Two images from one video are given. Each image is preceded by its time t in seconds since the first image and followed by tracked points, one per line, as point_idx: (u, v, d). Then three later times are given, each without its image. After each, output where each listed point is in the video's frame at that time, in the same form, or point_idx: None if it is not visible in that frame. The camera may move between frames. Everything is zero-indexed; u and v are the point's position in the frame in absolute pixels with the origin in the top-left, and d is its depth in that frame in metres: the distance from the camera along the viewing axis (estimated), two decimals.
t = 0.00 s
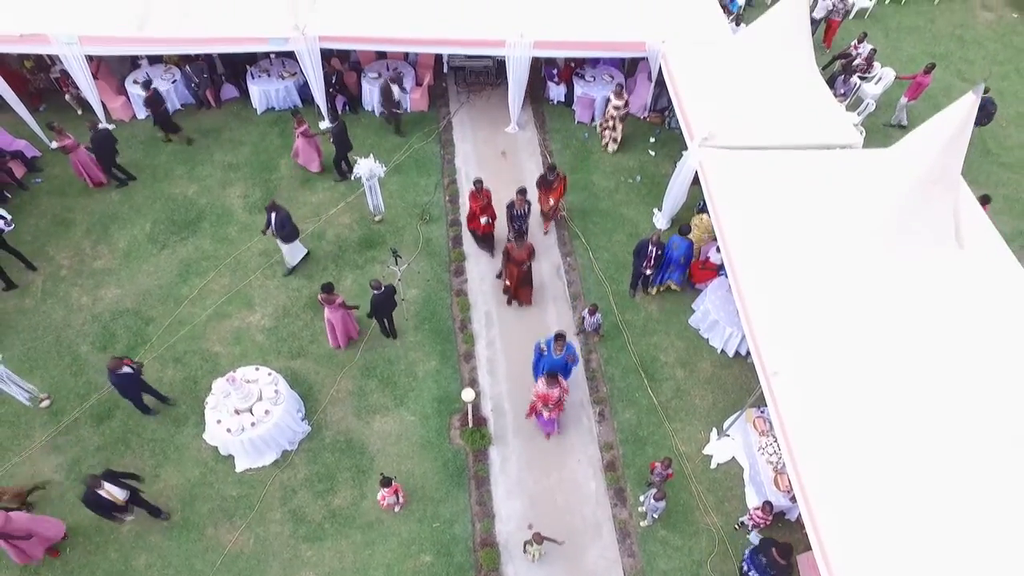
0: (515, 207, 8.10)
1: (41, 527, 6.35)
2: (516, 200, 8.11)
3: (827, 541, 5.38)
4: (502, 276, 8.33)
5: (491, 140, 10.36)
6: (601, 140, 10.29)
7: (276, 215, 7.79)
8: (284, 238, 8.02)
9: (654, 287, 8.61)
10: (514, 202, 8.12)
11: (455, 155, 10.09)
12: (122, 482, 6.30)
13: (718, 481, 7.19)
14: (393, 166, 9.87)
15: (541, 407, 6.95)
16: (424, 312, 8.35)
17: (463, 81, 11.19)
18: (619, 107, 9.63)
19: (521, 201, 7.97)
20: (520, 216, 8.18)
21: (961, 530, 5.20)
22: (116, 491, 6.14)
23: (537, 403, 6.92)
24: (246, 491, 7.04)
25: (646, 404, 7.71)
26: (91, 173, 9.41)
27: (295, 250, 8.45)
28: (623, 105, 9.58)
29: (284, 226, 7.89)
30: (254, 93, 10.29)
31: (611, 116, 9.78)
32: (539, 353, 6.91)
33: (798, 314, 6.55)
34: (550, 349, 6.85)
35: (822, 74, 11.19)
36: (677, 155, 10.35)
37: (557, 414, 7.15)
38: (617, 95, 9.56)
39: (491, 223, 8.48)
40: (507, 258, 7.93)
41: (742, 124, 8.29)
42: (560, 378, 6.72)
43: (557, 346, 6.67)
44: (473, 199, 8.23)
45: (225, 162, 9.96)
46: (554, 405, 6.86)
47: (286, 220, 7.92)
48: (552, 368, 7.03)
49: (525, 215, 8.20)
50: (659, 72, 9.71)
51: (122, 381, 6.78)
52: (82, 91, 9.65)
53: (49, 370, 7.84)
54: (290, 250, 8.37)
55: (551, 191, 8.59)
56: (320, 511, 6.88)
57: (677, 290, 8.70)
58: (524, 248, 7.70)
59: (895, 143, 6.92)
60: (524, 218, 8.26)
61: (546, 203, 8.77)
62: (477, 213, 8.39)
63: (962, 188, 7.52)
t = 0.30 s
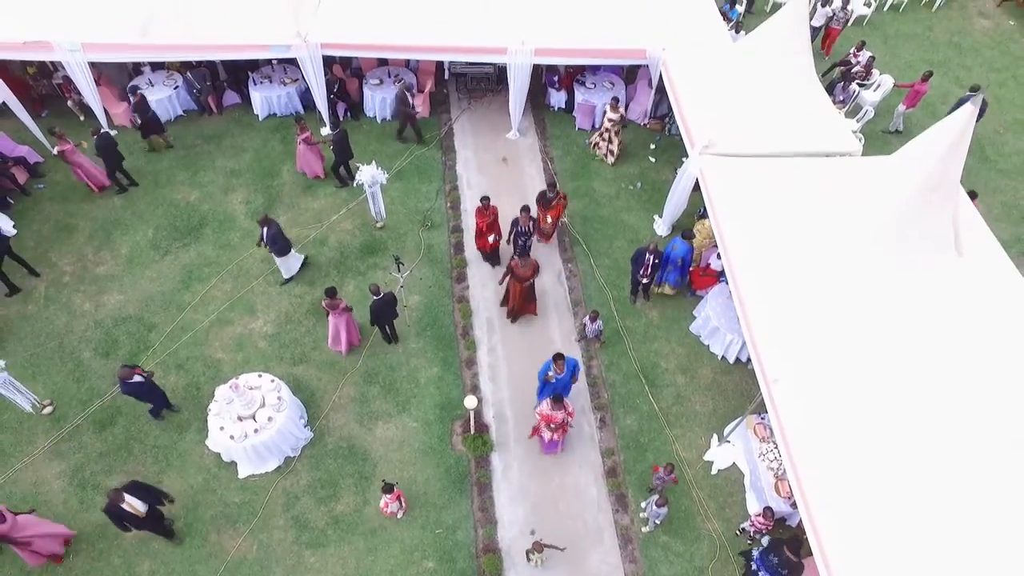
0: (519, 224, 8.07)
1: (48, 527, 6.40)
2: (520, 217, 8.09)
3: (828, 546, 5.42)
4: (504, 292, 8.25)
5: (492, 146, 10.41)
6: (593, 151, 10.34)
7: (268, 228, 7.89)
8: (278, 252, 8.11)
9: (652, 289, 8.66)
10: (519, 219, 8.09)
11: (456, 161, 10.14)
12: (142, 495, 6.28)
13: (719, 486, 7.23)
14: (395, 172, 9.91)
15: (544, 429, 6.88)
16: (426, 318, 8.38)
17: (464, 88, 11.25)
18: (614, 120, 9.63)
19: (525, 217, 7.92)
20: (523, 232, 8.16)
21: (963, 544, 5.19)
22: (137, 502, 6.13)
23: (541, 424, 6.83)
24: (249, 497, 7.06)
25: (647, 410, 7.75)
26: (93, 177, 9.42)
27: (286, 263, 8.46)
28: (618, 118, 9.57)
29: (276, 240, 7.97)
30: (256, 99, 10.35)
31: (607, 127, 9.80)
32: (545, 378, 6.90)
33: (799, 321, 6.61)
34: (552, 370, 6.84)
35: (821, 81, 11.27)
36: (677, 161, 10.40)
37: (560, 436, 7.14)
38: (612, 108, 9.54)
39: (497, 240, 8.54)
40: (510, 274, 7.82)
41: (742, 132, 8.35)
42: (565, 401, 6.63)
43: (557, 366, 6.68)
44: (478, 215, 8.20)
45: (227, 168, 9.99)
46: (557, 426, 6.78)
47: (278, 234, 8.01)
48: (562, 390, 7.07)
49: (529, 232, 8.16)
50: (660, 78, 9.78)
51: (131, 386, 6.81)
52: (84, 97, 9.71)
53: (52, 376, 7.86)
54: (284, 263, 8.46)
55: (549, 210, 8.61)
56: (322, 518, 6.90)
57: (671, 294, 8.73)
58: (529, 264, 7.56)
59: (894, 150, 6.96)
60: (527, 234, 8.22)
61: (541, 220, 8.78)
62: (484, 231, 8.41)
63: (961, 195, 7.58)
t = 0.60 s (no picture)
0: (518, 240, 7.95)
1: (48, 530, 6.41)
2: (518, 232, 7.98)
3: (824, 550, 5.45)
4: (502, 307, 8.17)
5: (491, 150, 10.45)
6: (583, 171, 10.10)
7: (257, 237, 7.65)
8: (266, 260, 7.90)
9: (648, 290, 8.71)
10: (517, 234, 7.98)
11: (455, 165, 10.17)
12: (156, 509, 6.20)
13: (716, 490, 7.26)
14: (394, 176, 9.95)
15: (547, 450, 6.79)
16: (425, 322, 8.40)
17: (463, 92, 11.30)
18: (604, 133, 9.48)
19: (523, 232, 7.82)
20: (522, 248, 8.00)
21: (960, 548, 5.22)
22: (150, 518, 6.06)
23: (543, 446, 6.76)
24: (248, 501, 7.08)
25: (645, 414, 7.78)
26: (87, 179, 9.50)
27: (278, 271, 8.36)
28: (609, 131, 9.44)
29: (263, 249, 7.76)
30: (255, 103, 10.39)
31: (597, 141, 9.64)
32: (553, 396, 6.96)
33: (796, 326, 6.65)
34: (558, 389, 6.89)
35: (819, 86, 11.31)
36: (676, 165, 10.45)
37: (562, 456, 6.98)
38: (602, 122, 9.40)
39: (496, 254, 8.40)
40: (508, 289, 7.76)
41: (740, 137, 8.38)
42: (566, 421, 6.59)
43: (562, 384, 6.72)
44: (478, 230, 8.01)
45: (226, 172, 10.02)
46: (561, 448, 6.70)
47: (266, 243, 7.78)
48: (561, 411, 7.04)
49: (527, 248, 8.02)
50: (658, 83, 9.82)
51: (131, 388, 6.84)
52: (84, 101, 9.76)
53: (51, 379, 7.87)
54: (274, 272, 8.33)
55: (546, 227, 8.33)
56: (321, 521, 6.92)
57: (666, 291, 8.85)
58: (526, 280, 7.50)
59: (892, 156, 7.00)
60: (526, 250, 8.05)
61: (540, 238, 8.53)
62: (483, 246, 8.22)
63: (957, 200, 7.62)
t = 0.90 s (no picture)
0: (525, 252, 7.76)
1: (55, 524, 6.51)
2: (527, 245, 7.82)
3: (828, 556, 5.43)
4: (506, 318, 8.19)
5: (499, 153, 10.50)
6: (586, 182, 10.01)
7: (250, 241, 7.79)
8: (262, 261, 8.03)
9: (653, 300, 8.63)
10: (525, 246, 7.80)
11: (463, 167, 10.22)
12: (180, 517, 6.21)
13: (719, 495, 7.27)
14: (402, 177, 10.01)
15: (557, 468, 6.85)
16: (430, 323, 8.44)
17: (471, 94, 11.37)
18: (604, 144, 9.35)
19: (530, 245, 7.64)
20: (530, 261, 7.86)
21: (965, 556, 5.19)
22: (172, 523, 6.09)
23: (553, 463, 6.83)
24: (252, 497, 7.12)
25: (649, 417, 7.80)
26: (93, 179, 9.60)
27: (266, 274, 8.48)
28: (609, 141, 9.29)
29: (256, 252, 7.89)
30: (264, 102, 10.47)
31: (596, 152, 9.51)
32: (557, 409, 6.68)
33: (801, 332, 6.68)
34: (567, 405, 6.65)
35: (826, 93, 11.33)
36: (682, 170, 10.47)
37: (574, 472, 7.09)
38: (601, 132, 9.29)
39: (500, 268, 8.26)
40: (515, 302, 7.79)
41: (748, 142, 8.41)
42: (574, 438, 6.61)
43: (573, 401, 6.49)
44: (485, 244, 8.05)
45: (235, 170, 10.09)
46: (571, 465, 6.76)
47: (260, 245, 7.93)
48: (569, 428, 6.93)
49: (535, 261, 7.88)
50: (665, 88, 9.86)
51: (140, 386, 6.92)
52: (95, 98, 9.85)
53: (59, 373, 7.93)
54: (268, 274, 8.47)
55: (553, 241, 8.14)
56: (325, 518, 6.96)
57: (675, 292, 8.94)
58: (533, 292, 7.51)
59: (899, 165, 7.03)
60: (534, 263, 7.93)
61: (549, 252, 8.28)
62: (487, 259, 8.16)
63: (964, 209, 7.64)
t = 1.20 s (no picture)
0: (548, 265, 7.71)
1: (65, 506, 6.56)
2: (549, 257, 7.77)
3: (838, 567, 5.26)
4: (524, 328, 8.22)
5: (521, 154, 10.55)
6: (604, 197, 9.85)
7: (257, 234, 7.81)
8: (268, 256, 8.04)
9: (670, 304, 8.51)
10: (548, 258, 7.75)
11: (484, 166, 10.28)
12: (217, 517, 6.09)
13: (730, 503, 7.23)
14: (423, 174, 10.08)
15: (573, 486, 6.71)
16: (447, 319, 8.49)
17: (495, 95, 11.45)
18: (619, 158, 9.27)
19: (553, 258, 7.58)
20: (552, 273, 7.78)
21: None
22: (204, 521, 5.96)
23: (568, 480, 6.68)
24: (265, 485, 7.19)
25: (662, 422, 7.78)
26: (120, 167, 9.76)
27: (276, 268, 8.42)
28: (624, 155, 9.22)
29: (263, 246, 7.91)
30: (291, 97, 10.62)
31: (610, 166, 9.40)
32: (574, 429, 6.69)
33: (819, 342, 6.59)
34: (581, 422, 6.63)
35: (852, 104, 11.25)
36: (704, 177, 10.44)
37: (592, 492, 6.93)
38: (617, 145, 9.24)
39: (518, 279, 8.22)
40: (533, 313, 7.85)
41: (772, 150, 8.38)
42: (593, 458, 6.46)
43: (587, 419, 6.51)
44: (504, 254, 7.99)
45: (259, 163, 10.23)
46: (586, 484, 6.61)
47: (267, 240, 7.95)
48: (586, 445, 6.79)
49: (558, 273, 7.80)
50: (689, 93, 9.85)
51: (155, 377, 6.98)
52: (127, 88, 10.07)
53: (81, 355, 8.09)
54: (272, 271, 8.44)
55: (575, 258, 8.19)
56: (336, 509, 7.00)
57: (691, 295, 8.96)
58: (554, 303, 7.56)
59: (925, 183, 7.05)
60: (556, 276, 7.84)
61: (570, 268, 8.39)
62: (507, 268, 8.12)
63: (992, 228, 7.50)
